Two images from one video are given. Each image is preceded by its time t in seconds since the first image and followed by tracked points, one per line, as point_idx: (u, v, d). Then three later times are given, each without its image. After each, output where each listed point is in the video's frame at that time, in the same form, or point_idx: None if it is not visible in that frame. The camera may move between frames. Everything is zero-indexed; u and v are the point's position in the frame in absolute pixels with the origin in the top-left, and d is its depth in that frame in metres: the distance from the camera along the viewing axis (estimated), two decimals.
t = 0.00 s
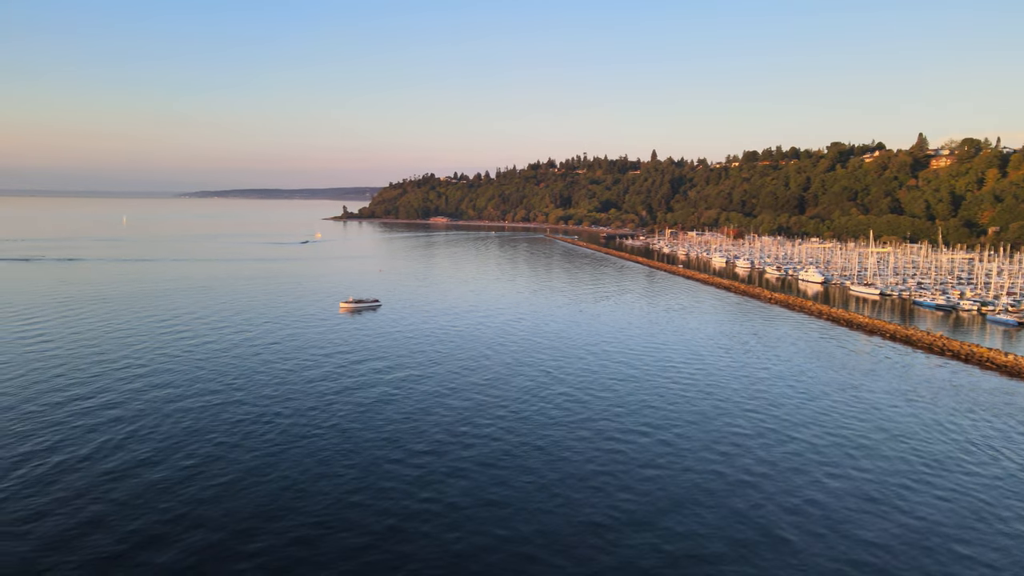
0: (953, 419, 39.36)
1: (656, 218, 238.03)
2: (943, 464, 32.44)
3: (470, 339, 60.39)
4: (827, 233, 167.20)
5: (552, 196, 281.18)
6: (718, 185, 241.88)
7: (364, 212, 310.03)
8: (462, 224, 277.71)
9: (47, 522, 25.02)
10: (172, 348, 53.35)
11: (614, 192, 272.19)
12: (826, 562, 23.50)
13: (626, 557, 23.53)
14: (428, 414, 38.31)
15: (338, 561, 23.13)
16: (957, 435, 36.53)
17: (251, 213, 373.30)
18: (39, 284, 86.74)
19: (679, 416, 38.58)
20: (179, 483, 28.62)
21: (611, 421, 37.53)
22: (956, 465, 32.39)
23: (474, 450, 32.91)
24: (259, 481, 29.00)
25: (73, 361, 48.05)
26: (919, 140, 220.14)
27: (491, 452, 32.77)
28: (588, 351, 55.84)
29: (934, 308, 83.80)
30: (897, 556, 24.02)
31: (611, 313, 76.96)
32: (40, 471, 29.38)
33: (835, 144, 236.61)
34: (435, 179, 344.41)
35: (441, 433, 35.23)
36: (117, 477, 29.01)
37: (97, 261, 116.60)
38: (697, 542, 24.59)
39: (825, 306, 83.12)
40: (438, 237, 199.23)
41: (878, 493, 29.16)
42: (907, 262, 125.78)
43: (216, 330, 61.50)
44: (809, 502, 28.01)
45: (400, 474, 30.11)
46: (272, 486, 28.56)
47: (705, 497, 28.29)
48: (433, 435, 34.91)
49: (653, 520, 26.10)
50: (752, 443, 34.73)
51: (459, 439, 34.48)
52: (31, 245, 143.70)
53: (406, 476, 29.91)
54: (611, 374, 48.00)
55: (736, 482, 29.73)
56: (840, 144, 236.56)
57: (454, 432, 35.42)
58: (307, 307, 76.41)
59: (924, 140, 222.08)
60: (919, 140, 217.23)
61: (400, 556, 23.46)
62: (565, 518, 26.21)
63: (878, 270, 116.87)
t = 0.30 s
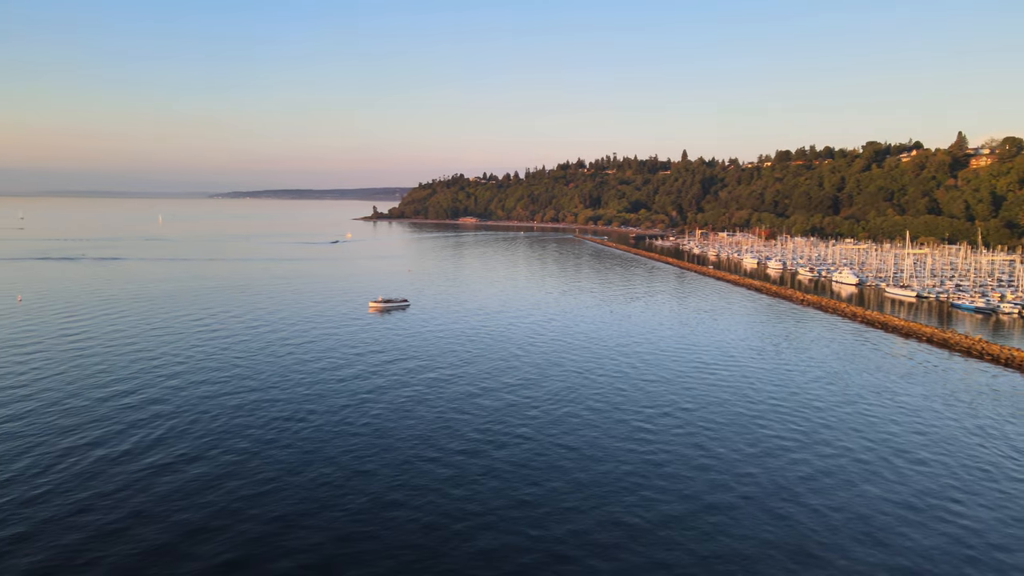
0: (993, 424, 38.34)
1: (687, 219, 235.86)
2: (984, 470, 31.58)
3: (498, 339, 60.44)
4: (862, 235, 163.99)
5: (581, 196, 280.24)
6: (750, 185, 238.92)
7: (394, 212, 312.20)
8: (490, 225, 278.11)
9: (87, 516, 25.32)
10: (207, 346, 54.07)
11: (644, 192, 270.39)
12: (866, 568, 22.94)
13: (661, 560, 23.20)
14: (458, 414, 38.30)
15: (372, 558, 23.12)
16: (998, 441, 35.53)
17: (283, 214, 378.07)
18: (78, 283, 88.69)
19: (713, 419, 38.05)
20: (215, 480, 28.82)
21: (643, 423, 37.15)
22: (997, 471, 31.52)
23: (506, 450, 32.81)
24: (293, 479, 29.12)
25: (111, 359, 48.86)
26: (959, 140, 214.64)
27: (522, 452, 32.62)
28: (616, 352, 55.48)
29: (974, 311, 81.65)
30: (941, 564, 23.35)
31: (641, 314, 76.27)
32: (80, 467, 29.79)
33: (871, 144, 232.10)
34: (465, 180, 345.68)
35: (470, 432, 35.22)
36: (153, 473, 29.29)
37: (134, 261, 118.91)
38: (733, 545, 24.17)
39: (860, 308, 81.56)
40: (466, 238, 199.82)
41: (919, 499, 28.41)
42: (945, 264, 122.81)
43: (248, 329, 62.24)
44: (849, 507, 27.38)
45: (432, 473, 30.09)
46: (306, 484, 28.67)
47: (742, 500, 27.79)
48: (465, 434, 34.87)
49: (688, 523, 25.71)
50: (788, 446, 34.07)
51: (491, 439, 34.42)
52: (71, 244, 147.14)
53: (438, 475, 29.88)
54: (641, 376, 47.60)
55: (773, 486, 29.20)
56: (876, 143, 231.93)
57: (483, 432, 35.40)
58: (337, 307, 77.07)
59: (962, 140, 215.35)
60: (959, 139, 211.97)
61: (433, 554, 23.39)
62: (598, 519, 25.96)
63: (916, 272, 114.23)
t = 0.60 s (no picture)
0: None
1: (715, 219, 233.64)
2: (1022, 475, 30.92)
3: (525, 340, 60.51)
4: (896, 235, 161.04)
5: (608, 197, 279.07)
6: (780, 185, 235.95)
7: (421, 212, 313.71)
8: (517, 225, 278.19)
9: (123, 513, 25.68)
10: (239, 345, 54.87)
11: (671, 193, 268.46)
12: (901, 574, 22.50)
13: (693, 562, 22.97)
14: (485, 414, 38.47)
15: (403, 557, 23.21)
16: None
17: (313, 214, 382.24)
18: (113, 282, 90.45)
19: (742, 421, 37.72)
20: (247, 478, 29.11)
21: (670, 424, 36.99)
22: None
23: (533, 449, 32.88)
24: (325, 476, 29.37)
25: (144, 357, 49.66)
26: (997, 139, 209.70)
27: (551, 452, 32.64)
28: (643, 353, 55.21)
29: (1011, 314, 79.78)
30: (977, 569, 22.92)
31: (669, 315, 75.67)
32: (115, 464, 30.25)
33: (905, 143, 227.74)
34: (492, 180, 346.27)
35: (498, 432, 35.36)
36: (187, 471, 29.64)
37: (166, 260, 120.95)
38: (765, 547, 23.92)
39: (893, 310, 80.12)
40: (493, 238, 200.13)
41: (957, 504, 27.81)
42: (982, 265, 120.15)
43: (277, 327, 63.04)
44: (885, 511, 26.89)
45: (460, 471, 30.25)
46: (338, 482, 28.90)
47: (773, 503, 27.48)
48: (493, 434, 34.95)
49: (719, 524, 25.49)
50: (821, 449, 33.59)
51: (518, 438, 34.51)
52: (107, 244, 150.21)
53: (466, 474, 30.04)
54: (668, 377, 47.33)
55: (804, 489, 28.88)
56: (910, 142, 227.56)
57: (510, 432, 35.50)
58: (365, 306, 77.72)
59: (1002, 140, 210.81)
60: (997, 137, 207.11)
61: (462, 551, 23.55)
62: (629, 520, 25.85)
63: (951, 274, 111.98)
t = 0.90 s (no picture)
0: None
1: (740, 220, 231.48)
2: None
3: (548, 341, 60.51)
4: (925, 236, 158.38)
5: (631, 197, 277.77)
6: (806, 185, 233.20)
7: (444, 212, 314.63)
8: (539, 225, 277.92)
9: (153, 510, 26.05)
10: (264, 344, 55.49)
11: (695, 193, 266.48)
12: None
13: (718, 563, 22.89)
14: (508, 414, 38.58)
15: (428, 555, 23.39)
16: None
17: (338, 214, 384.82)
18: (141, 282, 91.82)
19: (768, 423, 37.46)
20: (274, 476, 29.42)
21: (694, 427, 36.81)
22: None
23: (557, 450, 32.95)
24: (352, 474, 29.66)
25: (173, 356, 50.37)
26: None
27: (574, 452, 32.68)
28: (667, 354, 54.97)
29: None
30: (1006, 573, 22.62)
31: (693, 317, 75.18)
32: (145, 461, 30.68)
33: (936, 143, 223.85)
34: (514, 180, 346.32)
35: (521, 432, 35.45)
36: (216, 468, 30.00)
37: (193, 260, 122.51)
38: (793, 550, 23.73)
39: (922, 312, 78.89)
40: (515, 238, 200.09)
41: (990, 509, 27.34)
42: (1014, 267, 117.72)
43: (302, 327, 63.63)
44: (915, 516, 26.52)
45: (483, 471, 30.39)
46: (363, 480, 29.20)
47: (800, 505, 27.24)
48: (518, 434, 35.04)
49: (744, 526, 25.39)
50: (849, 453, 33.21)
51: (541, 438, 34.58)
52: (136, 243, 152.76)
53: (489, 473, 30.19)
54: (692, 379, 47.10)
55: (830, 491, 28.64)
56: (941, 142, 223.61)
57: (534, 432, 35.58)
58: (389, 306, 78.14)
59: None
60: None
61: (487, 550, 23.72)
62: (654, 520, 25.79)
63: (982, 275, 109.89)
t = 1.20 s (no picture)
0: None
1: (764, 221, 229.38)
2: None
3: (571, 341, 60.54)
4: (954, 237, 155.88)
5: (654, 197, 276.40)
6: (832, 185, 230.49)
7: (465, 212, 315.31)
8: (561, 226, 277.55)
9: (186, 507, 26.42)
10: (290, 344, 56.06)
11: (719, 193, 264.46)
12: None
13: (744, 565, 22.85)
14: (532, 414, 38.72)
15: (455, 552, 23.63)
16: None
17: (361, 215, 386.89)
18: (168, 282, 93.14)
19: (794, 425, 37.21)
20: (303, 474, 29.76)
21: (719, 429, 36.63)
22: None
23: (581, 450, 33.04)
24: (379, 473, 29.95)
25: (200, 355, 51.01)
26: None
27: (598, 453, 32.75)
28: (690, 356, 54.78)
29: None
30: None
31: (717, 318, 74.66)
32: (176, 459, 31.10)
33: (965, 142, 220.07)
34: (536, 181, 346.10)
35: (545, 433, 35.55)
36: (246, 466, 30.38)
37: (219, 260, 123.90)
38: (821, 554, 23.56)
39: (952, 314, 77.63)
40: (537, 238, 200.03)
41: None
42: None
43: (326, 327, 64.21)
44: (945, 520, 26.27)
45: (508, 471, 30.54)
46: (390, 478, 29.49)
47: (829, 508, 27.03)
48: (542, 435, 35.13)
49: (770, 528, 25.30)
50: (878, 456, 32.87)
51: (565, 439, 34.68)
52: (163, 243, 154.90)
53: (514, 473, 30.34)
54: (717, 380, 46.83)
55: (856, 494, 28.45)
56: (971, 141, 219.75)
57: (558, 432, 35.68)
58: (412, 307, 78.56)
59: None
60: None
61: (513, 547, 23.92)
62: (681, 522, 25.75)
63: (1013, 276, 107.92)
